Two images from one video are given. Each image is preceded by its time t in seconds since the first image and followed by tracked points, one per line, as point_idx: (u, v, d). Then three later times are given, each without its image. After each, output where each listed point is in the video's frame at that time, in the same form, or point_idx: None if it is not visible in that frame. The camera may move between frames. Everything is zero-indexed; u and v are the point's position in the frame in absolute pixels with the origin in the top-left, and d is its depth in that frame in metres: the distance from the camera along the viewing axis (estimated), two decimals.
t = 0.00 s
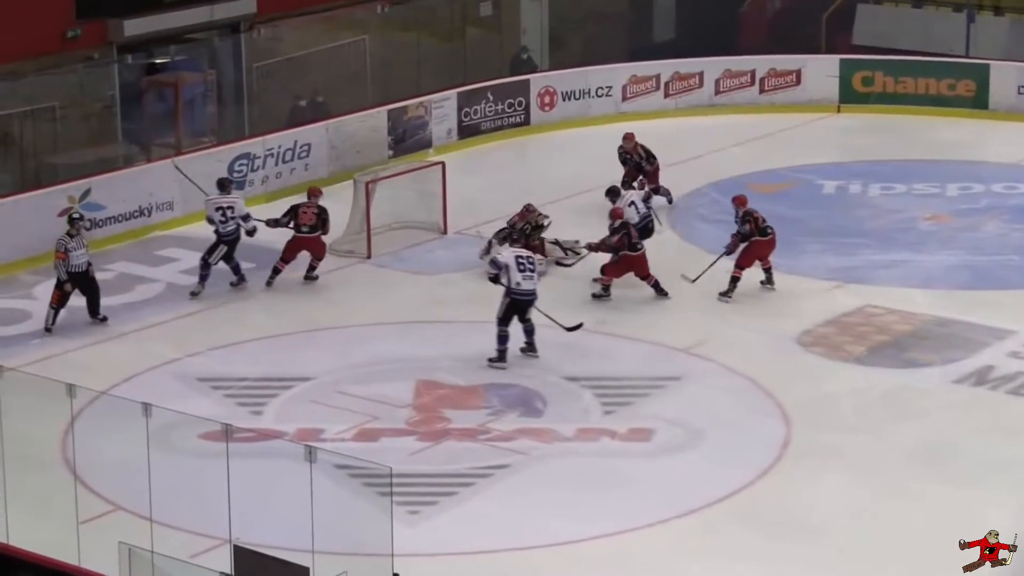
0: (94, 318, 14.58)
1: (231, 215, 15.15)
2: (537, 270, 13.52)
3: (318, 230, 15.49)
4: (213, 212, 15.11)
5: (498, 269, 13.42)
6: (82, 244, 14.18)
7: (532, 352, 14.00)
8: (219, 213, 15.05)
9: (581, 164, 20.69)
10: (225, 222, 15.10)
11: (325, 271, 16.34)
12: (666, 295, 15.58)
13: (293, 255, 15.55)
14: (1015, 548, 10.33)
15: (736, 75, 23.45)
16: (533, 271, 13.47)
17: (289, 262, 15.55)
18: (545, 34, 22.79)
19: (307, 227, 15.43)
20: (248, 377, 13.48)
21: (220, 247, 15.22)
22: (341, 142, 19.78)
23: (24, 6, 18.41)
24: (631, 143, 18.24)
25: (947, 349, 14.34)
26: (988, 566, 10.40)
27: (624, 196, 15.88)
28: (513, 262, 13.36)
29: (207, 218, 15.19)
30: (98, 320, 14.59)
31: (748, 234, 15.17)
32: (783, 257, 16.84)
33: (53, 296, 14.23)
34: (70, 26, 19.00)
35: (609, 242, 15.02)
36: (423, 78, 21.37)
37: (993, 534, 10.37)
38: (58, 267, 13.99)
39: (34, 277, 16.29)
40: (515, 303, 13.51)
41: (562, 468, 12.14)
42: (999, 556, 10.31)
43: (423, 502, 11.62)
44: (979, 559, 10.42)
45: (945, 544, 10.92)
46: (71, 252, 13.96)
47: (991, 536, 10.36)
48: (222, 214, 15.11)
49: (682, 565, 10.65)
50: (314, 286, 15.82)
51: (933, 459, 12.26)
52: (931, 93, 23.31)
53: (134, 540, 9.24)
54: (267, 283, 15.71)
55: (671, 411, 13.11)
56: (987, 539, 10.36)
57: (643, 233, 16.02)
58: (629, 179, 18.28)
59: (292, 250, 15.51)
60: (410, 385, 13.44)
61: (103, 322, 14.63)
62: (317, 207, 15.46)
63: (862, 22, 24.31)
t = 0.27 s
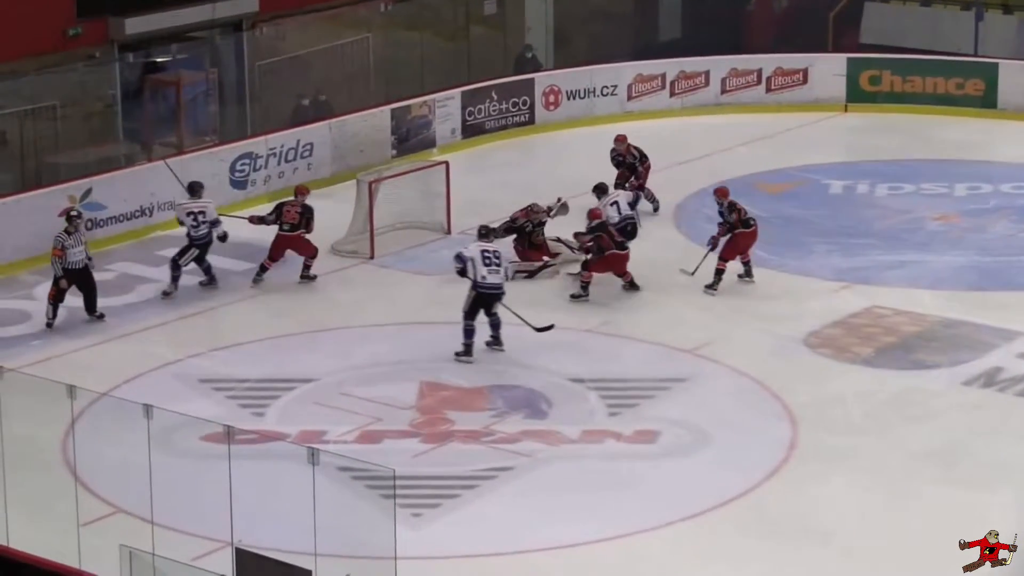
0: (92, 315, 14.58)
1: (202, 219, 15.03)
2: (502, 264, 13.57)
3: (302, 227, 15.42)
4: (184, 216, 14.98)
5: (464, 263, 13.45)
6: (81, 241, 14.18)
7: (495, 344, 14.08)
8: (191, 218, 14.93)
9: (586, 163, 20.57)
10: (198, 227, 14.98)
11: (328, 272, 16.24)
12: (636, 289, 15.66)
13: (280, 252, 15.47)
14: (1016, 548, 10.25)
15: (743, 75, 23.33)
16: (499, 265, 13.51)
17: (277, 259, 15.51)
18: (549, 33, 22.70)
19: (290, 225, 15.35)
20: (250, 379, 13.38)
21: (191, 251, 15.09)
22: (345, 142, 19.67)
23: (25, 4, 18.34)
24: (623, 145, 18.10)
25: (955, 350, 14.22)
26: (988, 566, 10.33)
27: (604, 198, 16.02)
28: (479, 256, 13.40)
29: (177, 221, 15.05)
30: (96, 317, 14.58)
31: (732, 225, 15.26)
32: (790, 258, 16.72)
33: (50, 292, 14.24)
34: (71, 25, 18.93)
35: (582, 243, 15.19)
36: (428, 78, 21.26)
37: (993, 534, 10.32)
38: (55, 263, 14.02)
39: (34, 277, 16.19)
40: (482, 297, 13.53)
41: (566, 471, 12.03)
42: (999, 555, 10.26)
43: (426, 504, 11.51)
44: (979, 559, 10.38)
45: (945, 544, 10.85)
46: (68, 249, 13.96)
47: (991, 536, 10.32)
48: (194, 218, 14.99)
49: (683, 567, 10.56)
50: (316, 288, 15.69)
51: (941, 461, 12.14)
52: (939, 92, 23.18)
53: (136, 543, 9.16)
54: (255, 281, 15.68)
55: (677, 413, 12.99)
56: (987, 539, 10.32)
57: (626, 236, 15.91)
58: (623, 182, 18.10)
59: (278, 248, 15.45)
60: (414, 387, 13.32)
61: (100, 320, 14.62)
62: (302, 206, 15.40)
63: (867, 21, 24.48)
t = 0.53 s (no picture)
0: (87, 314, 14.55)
1: (173, 223, 14.88)
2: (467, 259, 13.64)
3: (289, 223, 15.31)
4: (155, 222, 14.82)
5: (428, 259, 13.54)
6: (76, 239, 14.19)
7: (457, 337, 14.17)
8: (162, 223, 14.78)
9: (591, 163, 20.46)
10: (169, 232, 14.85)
11: (330, 273, 16.15)
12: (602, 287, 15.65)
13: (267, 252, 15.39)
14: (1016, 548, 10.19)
15: (748, 74, 23.21)
16: (465, 262, 13.58)
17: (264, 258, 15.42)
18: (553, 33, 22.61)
19: (276, 223, 15.24)
20: (251, 381, 13.27)
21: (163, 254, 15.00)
22: (346, 142, 19.57)
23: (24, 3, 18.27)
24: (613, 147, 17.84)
25: (962, 352, 14.11)
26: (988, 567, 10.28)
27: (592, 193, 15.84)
28: (444, 251, 13.49)
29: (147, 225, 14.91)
30: (90, 316, 14.56)
31: (716, 216, 15.37)
32: (795, 259, 16.62)
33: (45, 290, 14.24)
34: (70, 24, 18.86)
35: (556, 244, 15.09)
36: (429, 77, 21.17)
37: (994, 534, 10.25)
38: (48, 261, 14.01)
39: (34, 278, 16.09)
40: (445, 292, 13.64)
41: (569, 473, 11.92)
42: (999, 555, 10.20)
43: (428, 507, 11.40)
44: (980, 559, 10.32)
45: (944, 544, 10.78)
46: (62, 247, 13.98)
47: (991, 536, 10.24)
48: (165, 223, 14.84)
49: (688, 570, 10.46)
50: (318, 289, 15.59)
51: (949, 465, 12.02)
52: (946, 91, 23.06)
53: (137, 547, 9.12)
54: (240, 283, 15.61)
55: (681, 415, 12.89)
56: (988, 539, 10.24)
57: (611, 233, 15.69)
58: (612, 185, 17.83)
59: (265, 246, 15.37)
60: (416, 389, 13.22)
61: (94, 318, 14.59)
62: (288, 204, 15.27)
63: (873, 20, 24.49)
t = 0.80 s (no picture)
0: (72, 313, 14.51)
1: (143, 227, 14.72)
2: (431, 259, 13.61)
3: (278, 222, 15.14)
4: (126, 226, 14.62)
5: (391, 258, 13.55)
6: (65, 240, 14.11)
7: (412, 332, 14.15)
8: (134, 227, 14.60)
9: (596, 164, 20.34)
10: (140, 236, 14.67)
11: (331, 275, 16.02)
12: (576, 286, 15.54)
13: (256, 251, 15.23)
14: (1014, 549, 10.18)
15: (754, 74, 23.07)
16: (426, 261, 13.57)
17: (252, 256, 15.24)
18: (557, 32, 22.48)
19: (264, 222, 15.08)
20: (252, 384, 13.15)
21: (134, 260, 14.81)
22: (348, 143, 19.44)
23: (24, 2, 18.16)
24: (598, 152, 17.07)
25: (970, 355, 13.98)
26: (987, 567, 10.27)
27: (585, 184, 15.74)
28: (405, 250, 13.49)
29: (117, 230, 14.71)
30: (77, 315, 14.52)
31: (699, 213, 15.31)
32: (802, 260, 16.49)
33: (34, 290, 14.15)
34: (69, 23, 18.77)
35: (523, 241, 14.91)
36: (432, 76, 21.05)
37: (993, 534, 10.24)
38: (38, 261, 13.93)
39: (33, 279, 15.96)
40: (406, 291, 13.63)
41: (573, 478, 11.80)
42: (998, 555, 10.19)
43: (431, 512, 11.28)
44: (979, 559, 10.30)
45: (943, 544, 10.74)
46: (54, 248, 13.90)
47: (991, 536, 10.24)
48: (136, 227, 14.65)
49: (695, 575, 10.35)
50: (320, 291, 15.46)
51: (958, 469, 11.88)
52: (954, 92, 22.93)
53: (136, 551, 8.98)
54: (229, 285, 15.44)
55: (687, 419, 12.76)
56: (987, 539, 10.23)
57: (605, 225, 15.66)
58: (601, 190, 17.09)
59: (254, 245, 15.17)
60: (419, 393, 13.09)
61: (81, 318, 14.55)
62: (277, 202, 15.12)
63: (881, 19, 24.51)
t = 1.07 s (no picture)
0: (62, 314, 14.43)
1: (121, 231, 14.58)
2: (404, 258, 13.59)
3: (271, 221, 15.04)
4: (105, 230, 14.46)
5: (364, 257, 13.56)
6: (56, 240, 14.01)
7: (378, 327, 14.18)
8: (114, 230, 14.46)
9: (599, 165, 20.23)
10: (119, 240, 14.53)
11: (332, 276, 15.93)
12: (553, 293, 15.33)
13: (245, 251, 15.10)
14: (1015, 549, 10.07)
15: (759, 74, 22.96)
16: (398, 259, 13.54)
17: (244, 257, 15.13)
18: (560, 32, 22.37)
19: (258, 220, 14.97)
20: (252, 387, 13.05)
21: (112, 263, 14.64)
22: (349, 143, 19.33)
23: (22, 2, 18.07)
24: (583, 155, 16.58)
25: (976, 358, 13.86)
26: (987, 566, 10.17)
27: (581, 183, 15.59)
28: (376, 249, 13.49)
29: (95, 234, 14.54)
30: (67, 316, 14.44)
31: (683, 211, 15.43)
32: (805, 262, 16.37)
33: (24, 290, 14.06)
34: (68, 22, 18.67)
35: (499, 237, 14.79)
36: (433, 77, 20.95)
37: (994, 534, 10.13)
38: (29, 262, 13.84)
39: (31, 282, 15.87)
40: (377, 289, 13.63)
41: (575, 480, 11.69)
42: (998, 555, 10.07)
43: (432, 515, 11.17)
44: (980, 559, 10.20)
45: (942, 546, 10.65)
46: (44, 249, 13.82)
47: (991, 536, 10.13)
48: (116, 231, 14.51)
49: None
50: (321, 293, 15.35)
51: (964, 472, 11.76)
52: (959, 92, 22.82)
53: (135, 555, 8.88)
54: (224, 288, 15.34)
55: (690, 422, 12.65)
56: (987, 538, 10.11)
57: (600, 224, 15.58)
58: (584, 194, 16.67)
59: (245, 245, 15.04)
60: (421, 396, 12.98)
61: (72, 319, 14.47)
62: (270, 201, 15.03)
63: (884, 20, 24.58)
